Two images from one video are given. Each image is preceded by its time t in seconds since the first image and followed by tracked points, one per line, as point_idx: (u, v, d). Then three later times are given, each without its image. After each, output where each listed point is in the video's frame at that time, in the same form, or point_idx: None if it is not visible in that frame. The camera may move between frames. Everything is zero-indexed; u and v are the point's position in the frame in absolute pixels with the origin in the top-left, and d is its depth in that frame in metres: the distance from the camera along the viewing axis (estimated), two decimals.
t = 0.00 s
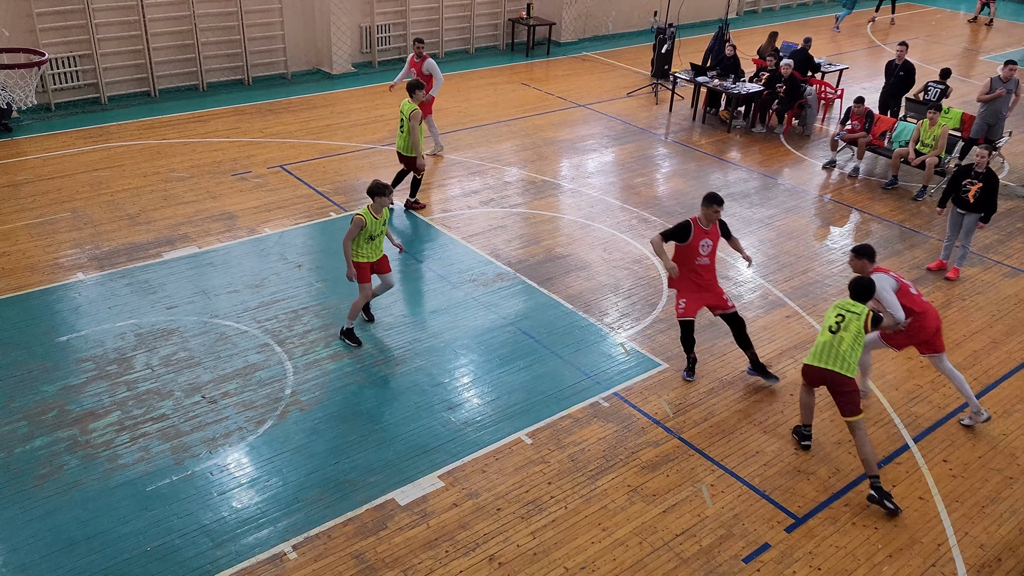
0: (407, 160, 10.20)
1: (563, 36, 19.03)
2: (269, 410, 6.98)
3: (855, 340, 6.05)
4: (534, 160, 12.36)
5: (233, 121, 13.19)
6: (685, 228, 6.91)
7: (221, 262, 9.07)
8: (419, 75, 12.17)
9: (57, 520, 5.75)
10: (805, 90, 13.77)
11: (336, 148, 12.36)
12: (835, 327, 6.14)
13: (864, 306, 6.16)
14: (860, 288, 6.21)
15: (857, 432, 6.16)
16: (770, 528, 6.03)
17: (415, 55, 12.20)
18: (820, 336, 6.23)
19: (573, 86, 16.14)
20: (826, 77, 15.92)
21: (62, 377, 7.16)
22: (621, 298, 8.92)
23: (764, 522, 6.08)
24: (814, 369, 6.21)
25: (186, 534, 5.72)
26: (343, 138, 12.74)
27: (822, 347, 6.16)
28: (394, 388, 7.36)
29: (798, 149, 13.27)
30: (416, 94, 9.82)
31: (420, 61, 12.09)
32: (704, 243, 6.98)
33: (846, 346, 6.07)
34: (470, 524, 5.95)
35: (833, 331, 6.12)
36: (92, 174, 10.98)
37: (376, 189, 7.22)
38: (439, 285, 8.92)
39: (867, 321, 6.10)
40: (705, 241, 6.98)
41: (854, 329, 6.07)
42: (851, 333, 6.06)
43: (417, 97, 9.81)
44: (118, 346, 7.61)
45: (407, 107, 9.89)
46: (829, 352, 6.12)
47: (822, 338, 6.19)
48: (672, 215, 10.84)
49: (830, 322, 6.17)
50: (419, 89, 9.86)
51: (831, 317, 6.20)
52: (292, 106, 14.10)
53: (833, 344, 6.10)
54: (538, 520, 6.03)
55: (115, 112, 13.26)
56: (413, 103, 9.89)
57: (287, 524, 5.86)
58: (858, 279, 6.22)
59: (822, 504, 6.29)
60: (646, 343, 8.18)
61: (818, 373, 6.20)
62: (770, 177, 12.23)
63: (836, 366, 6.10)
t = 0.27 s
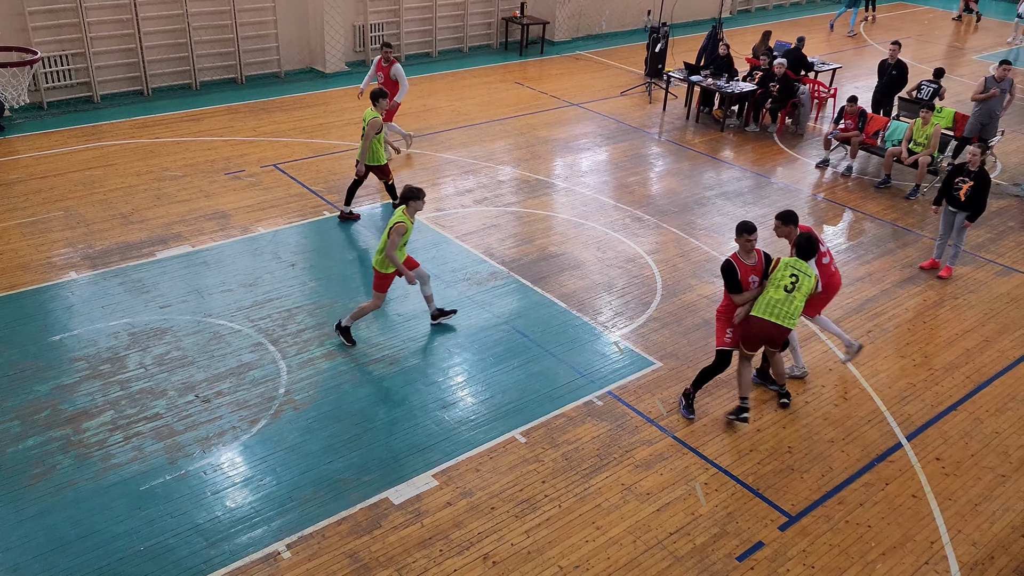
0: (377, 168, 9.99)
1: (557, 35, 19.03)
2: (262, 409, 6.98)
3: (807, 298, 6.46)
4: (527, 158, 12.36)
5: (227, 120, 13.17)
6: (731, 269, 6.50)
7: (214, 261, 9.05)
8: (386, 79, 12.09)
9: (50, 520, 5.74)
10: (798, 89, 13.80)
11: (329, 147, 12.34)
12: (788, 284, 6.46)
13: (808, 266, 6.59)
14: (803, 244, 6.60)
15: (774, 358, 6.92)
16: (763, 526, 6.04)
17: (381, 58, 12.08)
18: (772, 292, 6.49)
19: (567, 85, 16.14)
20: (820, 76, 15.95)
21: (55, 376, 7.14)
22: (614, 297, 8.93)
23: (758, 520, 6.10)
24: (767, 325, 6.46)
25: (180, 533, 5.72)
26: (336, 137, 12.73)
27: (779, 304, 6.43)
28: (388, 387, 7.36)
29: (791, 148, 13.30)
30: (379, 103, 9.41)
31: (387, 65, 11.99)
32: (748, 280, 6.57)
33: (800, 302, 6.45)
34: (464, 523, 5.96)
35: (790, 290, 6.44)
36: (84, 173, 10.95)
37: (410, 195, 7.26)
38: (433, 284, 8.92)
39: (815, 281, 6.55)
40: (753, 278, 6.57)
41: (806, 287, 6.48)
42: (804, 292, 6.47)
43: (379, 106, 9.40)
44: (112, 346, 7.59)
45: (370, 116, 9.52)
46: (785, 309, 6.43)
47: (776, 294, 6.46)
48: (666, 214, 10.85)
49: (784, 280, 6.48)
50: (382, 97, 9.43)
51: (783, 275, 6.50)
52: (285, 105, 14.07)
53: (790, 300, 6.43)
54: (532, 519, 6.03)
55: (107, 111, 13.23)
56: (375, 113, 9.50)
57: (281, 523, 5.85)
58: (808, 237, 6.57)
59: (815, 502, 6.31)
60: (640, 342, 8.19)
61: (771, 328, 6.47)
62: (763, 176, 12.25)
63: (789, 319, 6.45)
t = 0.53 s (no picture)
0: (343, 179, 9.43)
1: (555, 35, 19.04)
2: (260, 409, 6.97)
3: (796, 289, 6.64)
4: (525, 159, 12.36)
5: (225, 120, 13.17)
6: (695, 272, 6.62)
7: (212, 261, 9.05)
8: (359, 77, 12.01)
9: (48, 520, 5.74)
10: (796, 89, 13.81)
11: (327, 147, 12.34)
12: (781, 286, 6.53)
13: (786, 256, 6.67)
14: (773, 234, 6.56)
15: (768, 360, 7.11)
16: (762, 526, 6.05)
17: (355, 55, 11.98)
18: (769, 298, 6.54)
19: (565, 85, 16.15)
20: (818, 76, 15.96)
21: (53, 377, 7.14)
22: (613, 297, 8.93)
23: (756, 520, 6.10)
24: (771, 330, 6.62)
25: (178, 533, 5.72)
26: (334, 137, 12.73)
27: (779, 307, 6.57)
28: (386, 387, 7.36)
29: (790, 148, 13.31)
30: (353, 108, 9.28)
31: (360, 62, 11.92)
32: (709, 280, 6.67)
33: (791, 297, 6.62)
34: (463, 523, 5.96)
35: (784, 290, 6.54)
36: (82, 173, 10.95)
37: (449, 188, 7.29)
38: (431, 284, 8.92)
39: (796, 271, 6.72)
40: (720, 280, 6.61)
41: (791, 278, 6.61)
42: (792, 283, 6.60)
43: (354, 112, 9.30)
44: (110, 346, 7.60)
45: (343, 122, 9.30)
46: (784, 309, 6.59)
47: (773, 299, 6.54)
48: (664, 214, 10.85)
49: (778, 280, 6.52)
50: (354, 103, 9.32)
51: (771, 276, 6.51)
52: (283, 105, 14.07)
53: (786, 300, 6.58)
54: (530, 519, 6.03)
55: (105, 111, 13.23)
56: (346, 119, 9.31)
57: (279, 523, 5.85)
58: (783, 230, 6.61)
59: (813, 502, 6.32)
60: (638, 342, 8.20)
61: (775, 332, 6.65)
62: (762, 176, 12.26)
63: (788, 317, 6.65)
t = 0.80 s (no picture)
0: (321, 187, 9.16)
1: (555, 35, 19.04)
2: (260, 410, 6.98)
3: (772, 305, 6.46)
4: (526, 159, 12.37)
5: (225, 121, 13.18)
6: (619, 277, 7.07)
7: (212, 262, 9.05)
8: (343, 75, 11.97)
9: (48, 521, 5.74)
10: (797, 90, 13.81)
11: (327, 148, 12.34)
12: (761, 312, 6.30)
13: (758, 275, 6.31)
14: (750, 260, 6.14)
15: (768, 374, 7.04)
16: (762, 527, 6.04)
17: (333, 53, 11.86)
18: (750, 325, 6.33)
19: (565, 85, 16.15)
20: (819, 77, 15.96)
21: (54, 377, 7.15)
22: (613, 297, 8.93)
23: (756, 521, 6.10)
24: (754, 352, 6.44)
25: (178, 534, 5.72)
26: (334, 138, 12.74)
27: (761, 331, 6.40)
28: (386, 387, 7.37)
29: (790, 149, 13.30)
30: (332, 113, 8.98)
31: (342, 60, 11.86)
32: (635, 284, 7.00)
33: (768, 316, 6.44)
34: (463, 524, 5.96)
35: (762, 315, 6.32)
36: (83, 173, 10.96)
37: (485, 188, 7.21)
38: (431, 285, 8.92)
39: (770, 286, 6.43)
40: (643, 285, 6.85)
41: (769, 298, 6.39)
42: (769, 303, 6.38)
43: (333, 118, 8.98)
44: (110, 346, 7.60)
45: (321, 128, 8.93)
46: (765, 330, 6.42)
47: (755, 324, 6.32)
48: (664, 215, 10.85)
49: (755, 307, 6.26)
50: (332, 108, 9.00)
51: (753, 305, 6.23)
52: (283, 106, 14.07)
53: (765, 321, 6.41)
54: (531, 519, 6.03)
55: (106, 111, 13.23)
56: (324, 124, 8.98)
57: (279, 524, 5.85)
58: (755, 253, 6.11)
59: (814, 503, 6.31)
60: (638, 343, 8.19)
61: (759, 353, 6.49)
62: (762, 177, 12.25)
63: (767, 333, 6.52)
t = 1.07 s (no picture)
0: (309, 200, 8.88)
1: (557, 36, 19.05)
2: (263, 410, 6.98)
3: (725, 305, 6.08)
4: (528, 160, 12.37)
5: (228, 121, 13.19)
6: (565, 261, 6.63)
7: (214, 262, 9.07)
8: (338, 71, 11.93)
9: (50, 521, 5.75)
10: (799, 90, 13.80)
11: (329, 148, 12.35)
12: (704, 305, 6.03)
13: (712, 269, 6.03)
14: (697, 249, 5.93)
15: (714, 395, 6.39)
16: (765, 528, 6.04)
17: (325, 51, 11.79)
18: (692, 317, 6.08)
19: (567, 86, 16.16)
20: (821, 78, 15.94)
21: (56, 377, 7.16)
22: (615, 298, 8.93)
23: (759, 522, 6.09)
24: (699, 349, 6.17)
25: (181, 534, 5.73)
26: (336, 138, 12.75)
27: (705, 328, 6.10)
28: (388, 387, 7.37)
29: (793, 150, 13.29)
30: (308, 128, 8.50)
31: (336, 56, 11.85)
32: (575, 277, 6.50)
33: (718, 314, 6.11)
34: (465, 524, 5.96)
35: (704, 309, 6.04)
36: (85, 174, 10.98)
37: (513, 192, 7.28)
38: (434, 285, 8.92)
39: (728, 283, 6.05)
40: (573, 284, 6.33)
41: (720, 295, 6.06)
42: (720, 300, 6.06)
43: (311, 132, 8.51)
44: (113, 346, 7.61)
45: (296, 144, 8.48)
46: (712, 327, 6.11)
47: (698, 317, 6.08)
48: (666, 216, 10.85)
49: (696, 299, 6.02)
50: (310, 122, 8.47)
51: (693, 296, 6.02)
52: (286, 106, 14.09)
53: (712, 320, 6.10)
54: (533, 520, 6.03)
55: (108, 112, 13.25)
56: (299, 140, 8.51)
57: (281, 524, 5.86)
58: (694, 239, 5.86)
59: (816, 504, 6.30)
60: (641, 343, 8.19)
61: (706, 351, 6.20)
62: (765, 178, 12.24)
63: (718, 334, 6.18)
